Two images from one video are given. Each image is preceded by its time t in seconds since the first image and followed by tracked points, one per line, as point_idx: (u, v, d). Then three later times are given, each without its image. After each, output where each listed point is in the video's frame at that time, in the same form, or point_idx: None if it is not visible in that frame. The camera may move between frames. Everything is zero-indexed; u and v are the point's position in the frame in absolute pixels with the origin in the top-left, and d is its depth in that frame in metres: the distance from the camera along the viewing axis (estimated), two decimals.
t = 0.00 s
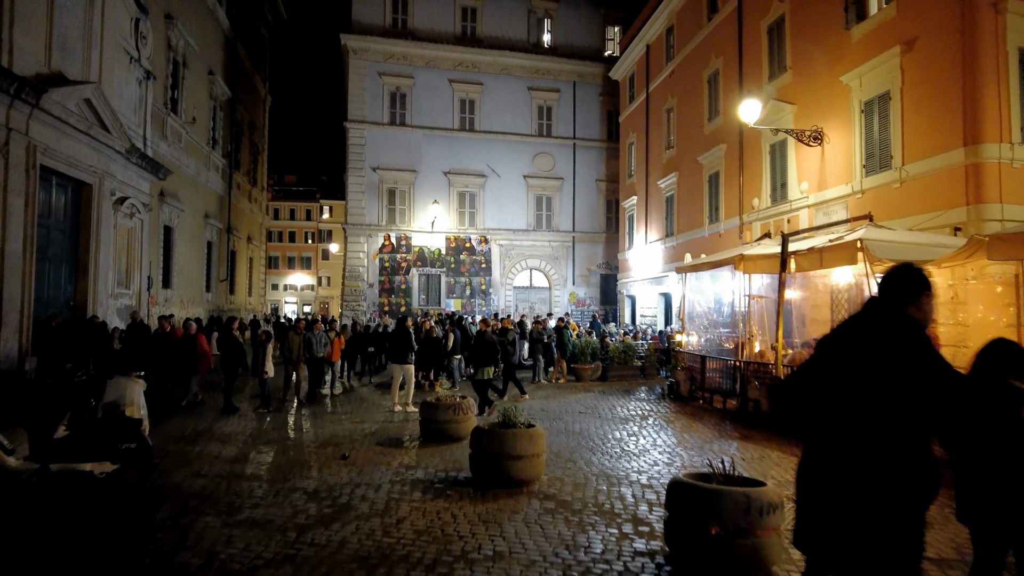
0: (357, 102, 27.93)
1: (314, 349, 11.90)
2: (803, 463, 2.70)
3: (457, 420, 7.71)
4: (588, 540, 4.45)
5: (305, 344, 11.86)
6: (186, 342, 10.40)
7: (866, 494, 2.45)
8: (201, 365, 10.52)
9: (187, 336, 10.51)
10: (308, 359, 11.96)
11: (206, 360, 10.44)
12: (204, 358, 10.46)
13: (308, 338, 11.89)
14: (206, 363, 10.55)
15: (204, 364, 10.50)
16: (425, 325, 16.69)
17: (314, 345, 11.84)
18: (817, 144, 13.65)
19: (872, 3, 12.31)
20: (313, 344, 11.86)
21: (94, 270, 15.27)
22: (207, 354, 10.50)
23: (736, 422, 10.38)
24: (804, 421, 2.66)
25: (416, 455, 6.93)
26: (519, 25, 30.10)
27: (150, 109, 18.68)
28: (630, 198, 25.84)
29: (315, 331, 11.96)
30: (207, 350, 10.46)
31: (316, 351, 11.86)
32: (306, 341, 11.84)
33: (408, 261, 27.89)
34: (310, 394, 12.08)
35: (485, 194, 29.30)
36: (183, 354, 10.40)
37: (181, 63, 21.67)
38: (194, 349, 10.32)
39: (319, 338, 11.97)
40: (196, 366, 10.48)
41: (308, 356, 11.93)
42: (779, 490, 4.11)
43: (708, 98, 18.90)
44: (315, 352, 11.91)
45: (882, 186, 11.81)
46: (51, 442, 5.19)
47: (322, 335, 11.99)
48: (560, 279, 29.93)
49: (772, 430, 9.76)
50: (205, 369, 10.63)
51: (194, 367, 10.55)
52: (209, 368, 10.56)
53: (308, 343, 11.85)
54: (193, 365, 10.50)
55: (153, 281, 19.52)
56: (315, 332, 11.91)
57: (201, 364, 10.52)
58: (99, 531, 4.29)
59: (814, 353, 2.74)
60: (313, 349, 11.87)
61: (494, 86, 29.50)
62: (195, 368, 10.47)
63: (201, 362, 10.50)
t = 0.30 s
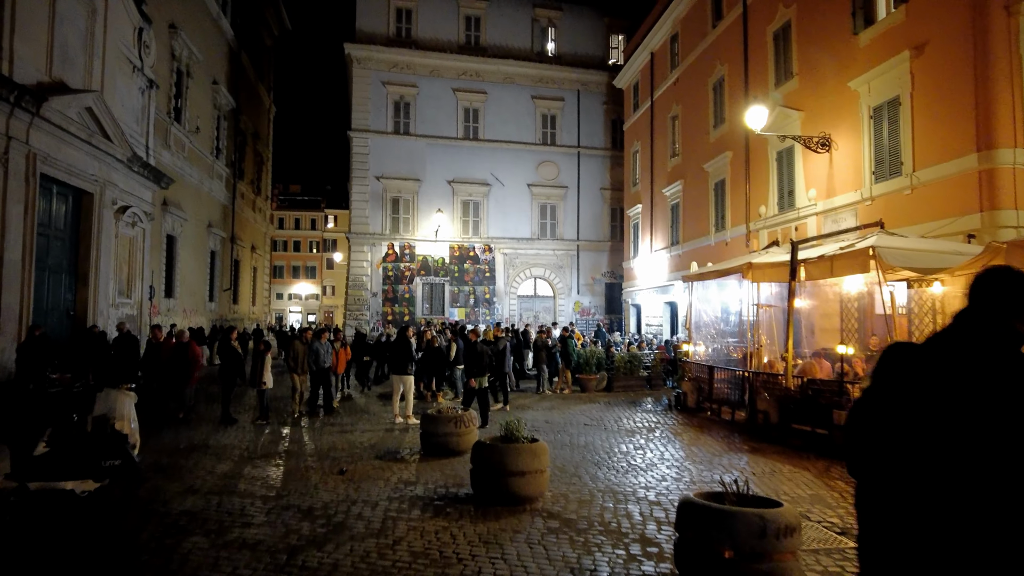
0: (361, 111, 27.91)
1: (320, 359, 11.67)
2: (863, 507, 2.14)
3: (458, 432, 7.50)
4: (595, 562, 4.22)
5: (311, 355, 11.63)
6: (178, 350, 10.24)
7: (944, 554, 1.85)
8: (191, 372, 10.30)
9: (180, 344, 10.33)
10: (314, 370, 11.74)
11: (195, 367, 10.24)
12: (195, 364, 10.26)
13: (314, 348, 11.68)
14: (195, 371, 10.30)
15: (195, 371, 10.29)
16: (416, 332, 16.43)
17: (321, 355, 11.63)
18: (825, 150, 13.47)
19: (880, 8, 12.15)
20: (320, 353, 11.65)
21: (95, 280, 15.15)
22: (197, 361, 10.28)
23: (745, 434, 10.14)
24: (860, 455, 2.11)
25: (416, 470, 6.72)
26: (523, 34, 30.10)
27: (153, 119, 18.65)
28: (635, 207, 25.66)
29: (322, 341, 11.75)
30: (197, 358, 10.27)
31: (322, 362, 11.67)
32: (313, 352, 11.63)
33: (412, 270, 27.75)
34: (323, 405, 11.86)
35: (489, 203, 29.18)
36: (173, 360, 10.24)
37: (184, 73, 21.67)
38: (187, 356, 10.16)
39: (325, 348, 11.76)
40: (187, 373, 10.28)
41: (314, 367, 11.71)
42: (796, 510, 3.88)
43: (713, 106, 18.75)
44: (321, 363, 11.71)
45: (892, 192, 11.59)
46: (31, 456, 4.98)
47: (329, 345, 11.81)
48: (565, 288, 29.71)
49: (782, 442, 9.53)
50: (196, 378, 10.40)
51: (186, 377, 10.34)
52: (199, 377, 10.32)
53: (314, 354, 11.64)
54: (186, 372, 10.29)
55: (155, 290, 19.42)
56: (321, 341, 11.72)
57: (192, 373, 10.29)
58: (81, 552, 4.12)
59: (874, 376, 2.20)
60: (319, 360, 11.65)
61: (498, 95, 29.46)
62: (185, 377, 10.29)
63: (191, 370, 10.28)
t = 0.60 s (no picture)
0: (366, 119, 27.88)
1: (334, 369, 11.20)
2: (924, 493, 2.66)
3: (464, 443, 7.29)
4: None
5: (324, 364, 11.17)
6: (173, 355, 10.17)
7: (1010, 538, 2.32)
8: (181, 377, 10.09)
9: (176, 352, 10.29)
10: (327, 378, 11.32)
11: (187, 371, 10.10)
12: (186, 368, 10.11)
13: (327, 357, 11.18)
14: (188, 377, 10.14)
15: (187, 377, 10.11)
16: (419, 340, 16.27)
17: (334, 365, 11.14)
18: (837, 156, 13.27)
19: (892, 11, 11.97)
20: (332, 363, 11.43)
21: (98, 287, 15.04)
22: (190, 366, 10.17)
23: (757, 445, 9.90)
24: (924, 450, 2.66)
25: (420, 482, 6.51)
26: (528, 42, 30.06)
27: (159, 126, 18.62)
28: (641, 214, 25.47)
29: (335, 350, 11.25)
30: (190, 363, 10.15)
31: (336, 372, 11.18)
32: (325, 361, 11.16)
33: (417, 278, 27.61)
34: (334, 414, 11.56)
35: (495, 211, 29.05)
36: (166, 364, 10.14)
37: (190, 81, 21.69)
38: (179, 358, 10.07)
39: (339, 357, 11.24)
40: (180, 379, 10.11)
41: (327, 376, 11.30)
42: (824, 528, 3.65)
43: (722, 112, 18.58)
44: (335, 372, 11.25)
45: (906, 198, 11.37)
46: (19, 466, 4.85)
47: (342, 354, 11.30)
48: (571, 296, 29.49)
49: (797, 453, 9.28)
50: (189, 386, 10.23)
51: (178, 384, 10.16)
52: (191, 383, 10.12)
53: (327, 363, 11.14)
54: (182, 378, 10.15)
55: (159, 298, 19.34)
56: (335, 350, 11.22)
57: (183, 377, 10.11)
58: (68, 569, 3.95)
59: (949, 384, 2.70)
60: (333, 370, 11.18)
61: (503, 103, 29.40)
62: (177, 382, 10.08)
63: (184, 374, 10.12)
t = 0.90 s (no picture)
0: (372, 132, 27.89)
1: (341, 384, 10.84)
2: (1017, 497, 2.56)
3: (468, 461, 7.04)
4: None
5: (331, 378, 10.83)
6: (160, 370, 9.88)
7: None
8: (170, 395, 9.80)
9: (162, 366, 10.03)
10: (334, 394, 10.89)
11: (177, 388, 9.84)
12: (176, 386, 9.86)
13: (334, 371, 10.84)
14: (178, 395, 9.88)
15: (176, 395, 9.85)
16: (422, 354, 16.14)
17: (341, 378, 10.79)
18: (847, 167, 13.09)
19: (903, 21, 11.84)
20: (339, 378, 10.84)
21: (100, 299, 14.90)
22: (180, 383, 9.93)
23: (769, 462, 9.64)
24: None
25: (422, 502, 6.27)
26: (534, 55, 30.13)
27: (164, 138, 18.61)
28: (647, 227, 25.29)
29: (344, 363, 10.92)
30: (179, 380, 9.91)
31: (343, 387, 10.77)
32: (333, 375, 10.84)
33: (421, 290, 27.44)
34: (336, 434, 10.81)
35: (500, 223, 28.92)
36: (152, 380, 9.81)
37: (197, 93, 21.75)
38: (169, 375, 9.82)
39: (347, 371, 10.92)
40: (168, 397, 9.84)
41: (335, 392, 10.88)
42: (853, 558, 3.39)
43: (729, 123, 18.47)
44: (343, 387, 10.85)
45: (920, 209, 11.15)
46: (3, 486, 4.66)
47: (351, 368, 10.95)
48: (576, 309, 29.25)
49: (810, 471, 9.03)
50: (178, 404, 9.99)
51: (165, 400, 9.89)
52: (182, 401, 9.88)
53: (334, 377, 10.80)
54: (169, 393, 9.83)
55: (162, 310, 19.22)
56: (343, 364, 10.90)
57: (175, 395, 9.85)
58: None
59: None
60: (340, 384, 10.82)
61: (509, 116, 29.39)
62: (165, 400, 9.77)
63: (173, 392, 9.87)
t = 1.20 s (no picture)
0: (373, 138, 27.81)
1: (344, 393, 10.58)
2: None
3: (468, 471, 6.85)
4: None
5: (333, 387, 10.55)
6: (143, 376, 9.49)
7: None
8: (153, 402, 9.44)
9: (143, 371, 9.65)
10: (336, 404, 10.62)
11: (164, 396, 9.49)
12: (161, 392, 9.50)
13: (336, 379, 10.61)
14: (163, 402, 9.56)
15: (162, 403, 9.54)
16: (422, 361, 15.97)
17: (345, 387, 10.54)
18: (853, 171, 12.93)
19: (909, 23, 11.71)
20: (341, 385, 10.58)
21: (98, 305, 14.74)
22: (165, 390, 9.59)
23: (778, 472, 9.42)
24: None
25: (420, 514, 6.06)
26: (536, 61, 30.09)
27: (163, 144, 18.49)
28: (650, 233, 25.12)
29: (345, 371, 10.65)
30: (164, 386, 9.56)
31: (347, 396, 10.53)
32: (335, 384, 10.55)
33: (422, 297, 27.27)
34: (338, 447, 10.38)
35: (502, 229, 28.78)
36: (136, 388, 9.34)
37: (197, 100, 21.69)
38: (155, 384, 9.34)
39: (349, 379, 10.67)
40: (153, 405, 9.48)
41: (337, 402, 10.60)
42: None
43: (732, 129, 18.34)
44: (345, 396, 10.60)
45: (928, 213, 10.96)
46: None
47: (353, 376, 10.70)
48: (578, 315, 29.05)
49: (820, 481, 8.81)
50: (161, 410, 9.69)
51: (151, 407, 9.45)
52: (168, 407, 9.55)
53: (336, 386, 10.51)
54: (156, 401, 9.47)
55: (161, 317, 19.07)
56: (344, 371, 10.64)
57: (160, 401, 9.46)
58: None
59: None
60: (343, 394, 10.55)
61: (510, 122, 29.32)
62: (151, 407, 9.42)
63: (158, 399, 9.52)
